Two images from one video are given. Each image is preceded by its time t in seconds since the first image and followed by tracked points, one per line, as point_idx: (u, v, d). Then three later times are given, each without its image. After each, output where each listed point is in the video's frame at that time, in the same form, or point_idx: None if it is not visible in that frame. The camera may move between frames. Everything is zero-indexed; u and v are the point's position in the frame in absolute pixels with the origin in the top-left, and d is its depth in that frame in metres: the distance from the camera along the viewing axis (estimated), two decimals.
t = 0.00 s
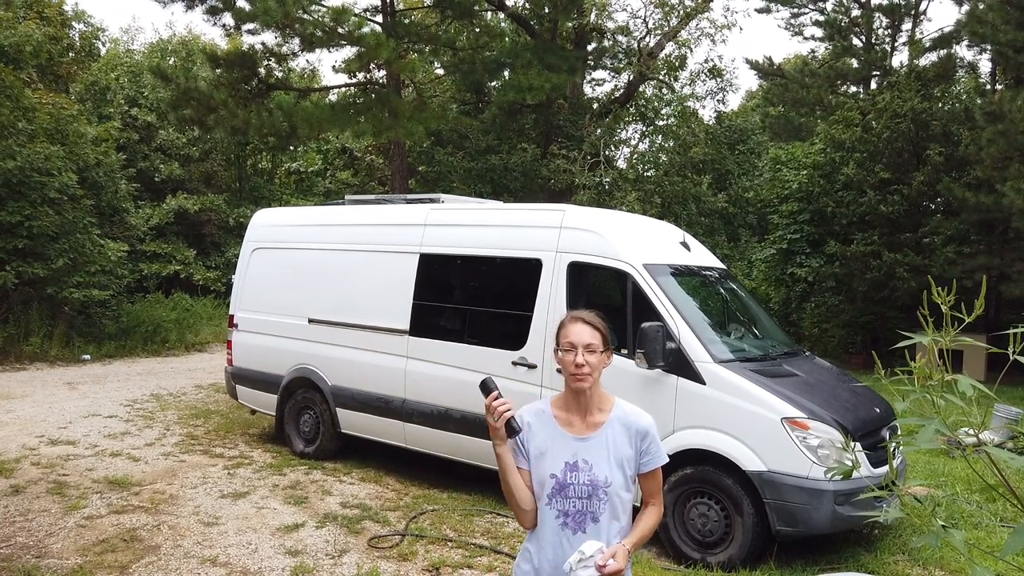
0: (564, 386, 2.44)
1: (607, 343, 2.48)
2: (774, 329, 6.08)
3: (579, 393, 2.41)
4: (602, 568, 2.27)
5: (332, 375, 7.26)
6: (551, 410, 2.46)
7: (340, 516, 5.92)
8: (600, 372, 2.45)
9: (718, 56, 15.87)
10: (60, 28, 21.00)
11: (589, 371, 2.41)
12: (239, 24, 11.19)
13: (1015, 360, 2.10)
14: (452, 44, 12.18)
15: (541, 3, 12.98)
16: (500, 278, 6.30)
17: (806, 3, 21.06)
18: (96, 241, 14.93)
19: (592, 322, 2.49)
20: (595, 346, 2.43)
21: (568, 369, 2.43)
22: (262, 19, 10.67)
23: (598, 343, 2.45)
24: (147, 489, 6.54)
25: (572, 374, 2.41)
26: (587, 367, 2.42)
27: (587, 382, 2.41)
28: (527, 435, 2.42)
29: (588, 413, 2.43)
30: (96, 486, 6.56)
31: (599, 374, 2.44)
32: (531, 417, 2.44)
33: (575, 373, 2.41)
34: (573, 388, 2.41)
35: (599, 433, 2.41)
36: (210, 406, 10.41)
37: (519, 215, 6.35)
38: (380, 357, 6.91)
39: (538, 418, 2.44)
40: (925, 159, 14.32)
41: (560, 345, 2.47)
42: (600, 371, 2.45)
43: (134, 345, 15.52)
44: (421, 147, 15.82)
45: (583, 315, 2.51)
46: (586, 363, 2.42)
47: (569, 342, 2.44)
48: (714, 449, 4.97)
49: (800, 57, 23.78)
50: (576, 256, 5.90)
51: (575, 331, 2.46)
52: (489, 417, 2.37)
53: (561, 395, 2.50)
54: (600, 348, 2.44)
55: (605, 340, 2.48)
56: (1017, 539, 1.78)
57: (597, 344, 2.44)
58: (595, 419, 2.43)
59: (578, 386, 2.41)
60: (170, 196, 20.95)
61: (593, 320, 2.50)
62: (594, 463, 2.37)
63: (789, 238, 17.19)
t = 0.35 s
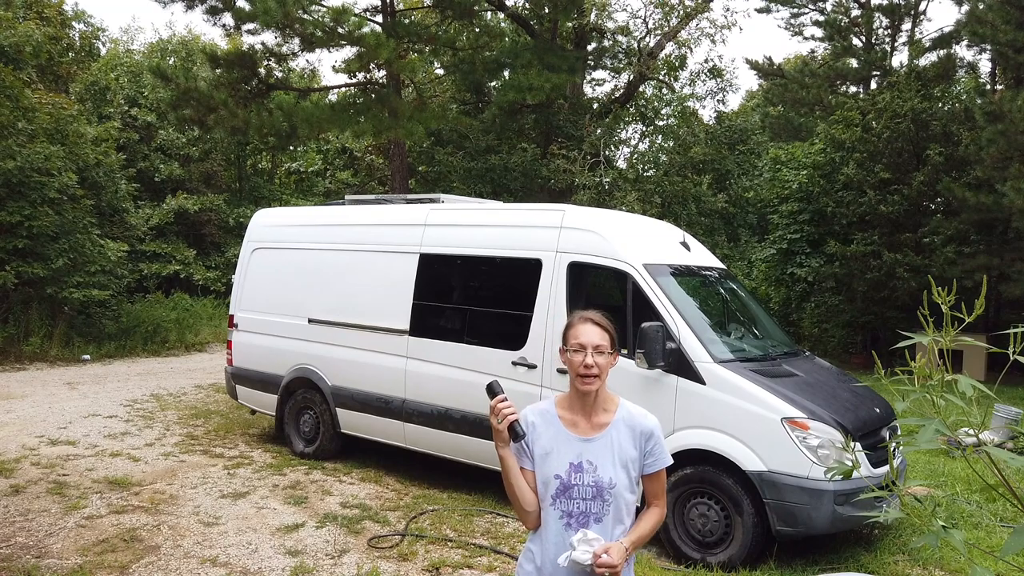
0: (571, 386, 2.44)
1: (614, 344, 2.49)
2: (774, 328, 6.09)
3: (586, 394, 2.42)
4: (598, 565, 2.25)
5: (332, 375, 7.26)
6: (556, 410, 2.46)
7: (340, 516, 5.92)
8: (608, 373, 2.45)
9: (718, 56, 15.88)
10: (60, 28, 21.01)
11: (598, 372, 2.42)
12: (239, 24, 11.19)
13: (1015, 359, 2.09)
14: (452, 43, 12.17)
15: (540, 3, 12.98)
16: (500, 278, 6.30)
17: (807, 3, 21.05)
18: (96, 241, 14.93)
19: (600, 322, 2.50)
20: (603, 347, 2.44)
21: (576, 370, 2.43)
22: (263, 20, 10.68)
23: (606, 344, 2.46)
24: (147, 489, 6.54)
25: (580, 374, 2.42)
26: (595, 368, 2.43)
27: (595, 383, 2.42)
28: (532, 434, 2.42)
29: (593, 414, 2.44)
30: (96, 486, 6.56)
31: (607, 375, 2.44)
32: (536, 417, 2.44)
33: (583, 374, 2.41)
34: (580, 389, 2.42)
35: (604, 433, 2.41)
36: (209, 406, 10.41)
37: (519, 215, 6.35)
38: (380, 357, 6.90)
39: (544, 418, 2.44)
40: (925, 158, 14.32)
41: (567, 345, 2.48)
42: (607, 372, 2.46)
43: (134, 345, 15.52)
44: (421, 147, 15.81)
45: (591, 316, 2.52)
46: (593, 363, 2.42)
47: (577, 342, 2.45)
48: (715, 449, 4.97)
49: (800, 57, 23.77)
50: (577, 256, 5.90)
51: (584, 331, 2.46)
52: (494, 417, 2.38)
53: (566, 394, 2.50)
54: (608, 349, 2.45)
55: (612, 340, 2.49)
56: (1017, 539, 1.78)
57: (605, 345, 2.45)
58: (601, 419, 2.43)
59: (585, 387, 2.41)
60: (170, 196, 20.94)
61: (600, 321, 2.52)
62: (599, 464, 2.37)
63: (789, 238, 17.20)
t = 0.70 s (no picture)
0: (576, 390, 2.39)
1: (618, 347, 2.44)
2: (775, 329, 6.04)
3: (590, 398, 2.37)
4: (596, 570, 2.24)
5: (331, 375, 7.23)
6: (560, 412, 2.41)
7: (339, 516, 5.89)
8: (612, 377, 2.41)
9: (719, 56, 15.84)
10: (59, 28, 21.00)
11: (602, 377, 2.37)
12: (237, 23, 11.16)
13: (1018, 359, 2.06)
14: (451, 43, 12.14)
15: (540, 2, 12.95)
16: (500, 278, 6.26)
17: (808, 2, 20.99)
18: (95, 241, 14.91)
19: (604, 325, 2.46)
20: (608, 351, 2.39)
21: (579, 375, 2.38)
22: (261, 19, 10.65)
23: (609, 349, 2.41)
24: (145, 489, 6.52)
25: (584, 378, 2.37)
26: (599, 373, 2.38)
27: (599, 387, 2.37)
28: (535, 438, 2.37)
29: (597, 416, 2.39)
30: (94, 486, 6.54)
31: (611, 378, 2.40)
32: (539, 420, 2.39)
33: (587, 378, 2.37)
34: (584, 392, 2.37)
35: (610, 436, 2.37)
36: (208, 406, 10.39)
37: (519, 215, 6.32)
38: (379, 357, 6.87)
39: (548, 420, 2.39)
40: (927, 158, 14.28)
41: (571, 349, 2.43)
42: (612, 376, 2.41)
43: (133, 345, 15.50)
44: (420, 147, 15.78)
45: (595, 319, 2.47)
46: (598, 368, 2.38)
47: (581, 345, 2.40)
48: (715, 449, 4.94)
49: (800, 57, 23.72)
50: (577, 256, 5.87)
51: (587, 335, 2.41)
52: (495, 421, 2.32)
53: (569, 397, 2.45)
54: (612, 352, 2.41)
55: (617, 344, 2.44)
56: (1020, 541, 1.74)
57: (609, 349, 2.40)
58: (606, 422, 2.39)
59: (589, 392, 2.36)
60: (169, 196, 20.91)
61: (604, 324, 2.47)
62: (604, 467, 2.33)
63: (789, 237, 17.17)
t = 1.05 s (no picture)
0: (564, 390, 2.44)
1: (607, 347, 2.49)
2: (774, 329, 6.10)
3: (578, 398, 2.41)
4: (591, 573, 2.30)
5: (332, 375, 7.27)
6: (550, 414, 2.45)
7: (340, 516, 5.92)
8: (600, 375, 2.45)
9: (718, 57, 15.90)
10: (60, 28, 21.02)
11: (589, 374, 2.41)
12: (239, 24, 11.20)
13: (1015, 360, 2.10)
14: (452, 44, 12.19)
15: (541, 3, 12.99)
16: (500, 278, 6.31)
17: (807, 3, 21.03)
18: (96, 241, 14.94)
19: (592, 325, 2.50)
20: (595, 349, 2.44)
21: (568, 373, 2.43)
22: (263, 20, 10.70)
23: (597, 347, 2.45)
24: (147, 488, 6.55)
25: (572, 376, 2.42)
26: (587, 371, 2.42)
27: (587, 384, 2.42)
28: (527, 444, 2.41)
29: (588, 419, 2.43)
30: (97, 486, 6.57)
31: (599, 377, 2.44)
32: (530, 425, 2.43)
33: (575, 377, 2.41)
34: (574, 393, 2.41)
35: (601, 438, 2.41)
36: (210, 406, 10.42)
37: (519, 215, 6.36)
38: (380, 357, 6.91)
39: (539, 425, 2.42)
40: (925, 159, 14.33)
41: (560, 349, 2.48)
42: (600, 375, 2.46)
43: (134, 345, 15.52)
44: (421, 147, 15.81)
45: (583, 319, 2.52)
46: (586, 366, 2.42)
47: (569, 345, 2.45)
48: (714, 449, 4.99)
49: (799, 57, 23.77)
50: (577, 257, 5.91)
51: (575, 334, 2.47)
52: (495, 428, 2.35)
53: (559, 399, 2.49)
54: (600, 351, 2.45)
55: (605, 343, 2.49)
56: (1016, 539, 1.78)
57: (597, 348, 2.45)
58: (597, 424, 2.43)
59: (577, 391, 2.41)
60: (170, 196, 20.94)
61: (591, 323, 2.51)
62: (598, 470, 2.37)
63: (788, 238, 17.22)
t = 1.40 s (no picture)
0: (532, 389, 2.42)
1: (575, 346, 2.48)
2: (774, 328, 6.09)
3: (546, 398, 2.39)
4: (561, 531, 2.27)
5: (332, 375, 7.26)
6: (516, 417, 2.42)
7: (340, 516, 5.92)
8: (567, 375, 2.44)
9: (718, 56, 15.89)
10: (60, 28, 21.03)
11: (556, 372, 2.40)
12: (239, 24, 11.20)
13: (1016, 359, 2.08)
14: (451, 44, 12.20)
15: (540, 3, 12.99)
16: (500, 278, 6.30)
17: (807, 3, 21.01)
18: (96, 241, 14.94)
19: (561, 324, 2.49)
20: (564, 348, 2.42)
21: (536, 372, 2.41)
22: (262, 20, 10.69)
23: (567, 346, 2.44)
24: (147, 488, 6.54)
25: (540, 376, 2.40)
26: (555, 369, 2.41)
27: (555, 384, 2.40)
28: (493, 447, 2.39)
29: (555, 421, 2.40)
30: (96, 486, 6.56)
31: (567, 376, 2.43)
32: (496, 428, 2.40)
33: (543, 375, 2.39)
34: (541, 394, 2.39)
35: (569, 440, 2.38)
36: (209, 406, 10.41)
37: (519, 215, 6.35)
38: (379, 357, 6.90)
39: (505, 428, 2.40)
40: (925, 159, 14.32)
41: (529, 347, 2.46)
42: (567, 375, 2.44)
43: (134, 345, 15.52)
44: (421, 147, 15.80)
45: (553, 318, 2.51)
46: (553, 365, 2.40)
47: (537, 343, 2.43)
48: (714, 449, 4.97)
49: (800, 57, 23.74)
50: (577, 256, 5.90)
51: (544, 332, 2.46)
52: (514, 519, 2.26)
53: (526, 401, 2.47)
54: (568, 350, 2.44)
55: (574, 343, 2.48)
56: (1017, 540, 1.77)
57: (566, 346, 2.44)
58: (564, 426, 2.40)
59: (545, 391, 2.38)
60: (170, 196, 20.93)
61: (562, 323, 2.50)
62: (565, 474, 2.35)
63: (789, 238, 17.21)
